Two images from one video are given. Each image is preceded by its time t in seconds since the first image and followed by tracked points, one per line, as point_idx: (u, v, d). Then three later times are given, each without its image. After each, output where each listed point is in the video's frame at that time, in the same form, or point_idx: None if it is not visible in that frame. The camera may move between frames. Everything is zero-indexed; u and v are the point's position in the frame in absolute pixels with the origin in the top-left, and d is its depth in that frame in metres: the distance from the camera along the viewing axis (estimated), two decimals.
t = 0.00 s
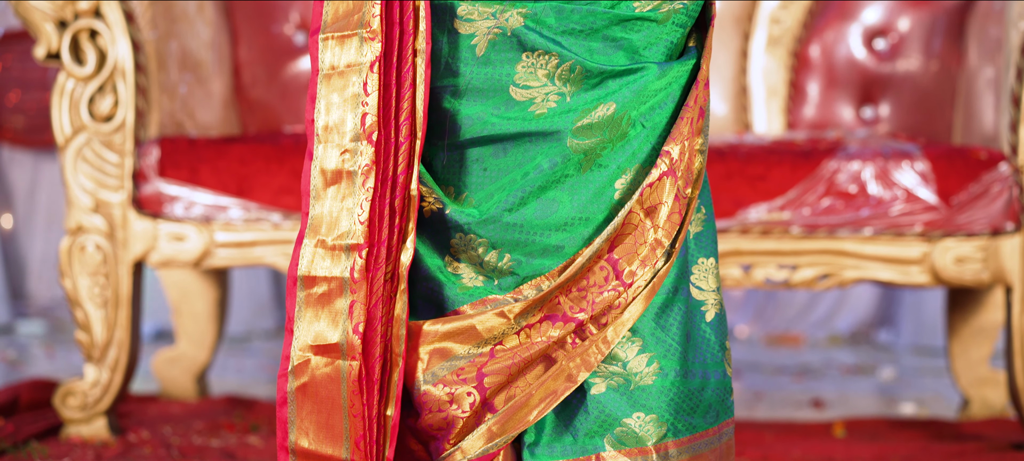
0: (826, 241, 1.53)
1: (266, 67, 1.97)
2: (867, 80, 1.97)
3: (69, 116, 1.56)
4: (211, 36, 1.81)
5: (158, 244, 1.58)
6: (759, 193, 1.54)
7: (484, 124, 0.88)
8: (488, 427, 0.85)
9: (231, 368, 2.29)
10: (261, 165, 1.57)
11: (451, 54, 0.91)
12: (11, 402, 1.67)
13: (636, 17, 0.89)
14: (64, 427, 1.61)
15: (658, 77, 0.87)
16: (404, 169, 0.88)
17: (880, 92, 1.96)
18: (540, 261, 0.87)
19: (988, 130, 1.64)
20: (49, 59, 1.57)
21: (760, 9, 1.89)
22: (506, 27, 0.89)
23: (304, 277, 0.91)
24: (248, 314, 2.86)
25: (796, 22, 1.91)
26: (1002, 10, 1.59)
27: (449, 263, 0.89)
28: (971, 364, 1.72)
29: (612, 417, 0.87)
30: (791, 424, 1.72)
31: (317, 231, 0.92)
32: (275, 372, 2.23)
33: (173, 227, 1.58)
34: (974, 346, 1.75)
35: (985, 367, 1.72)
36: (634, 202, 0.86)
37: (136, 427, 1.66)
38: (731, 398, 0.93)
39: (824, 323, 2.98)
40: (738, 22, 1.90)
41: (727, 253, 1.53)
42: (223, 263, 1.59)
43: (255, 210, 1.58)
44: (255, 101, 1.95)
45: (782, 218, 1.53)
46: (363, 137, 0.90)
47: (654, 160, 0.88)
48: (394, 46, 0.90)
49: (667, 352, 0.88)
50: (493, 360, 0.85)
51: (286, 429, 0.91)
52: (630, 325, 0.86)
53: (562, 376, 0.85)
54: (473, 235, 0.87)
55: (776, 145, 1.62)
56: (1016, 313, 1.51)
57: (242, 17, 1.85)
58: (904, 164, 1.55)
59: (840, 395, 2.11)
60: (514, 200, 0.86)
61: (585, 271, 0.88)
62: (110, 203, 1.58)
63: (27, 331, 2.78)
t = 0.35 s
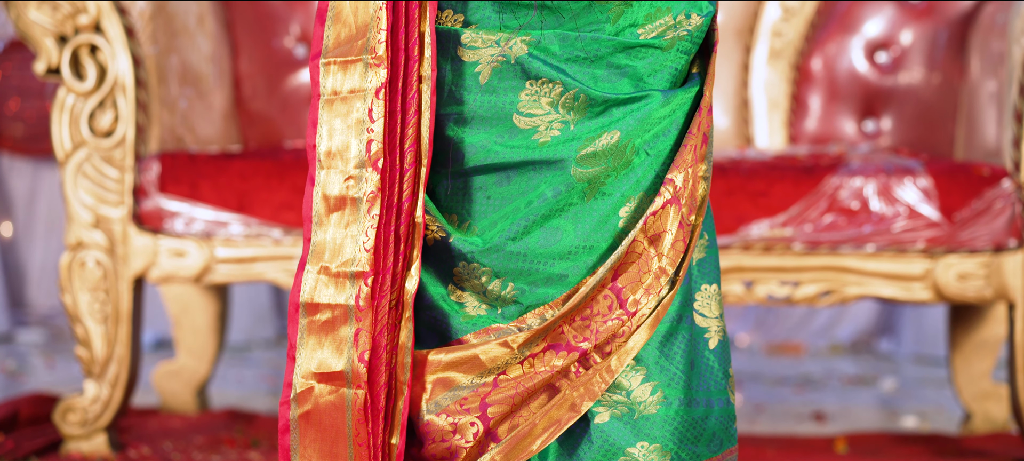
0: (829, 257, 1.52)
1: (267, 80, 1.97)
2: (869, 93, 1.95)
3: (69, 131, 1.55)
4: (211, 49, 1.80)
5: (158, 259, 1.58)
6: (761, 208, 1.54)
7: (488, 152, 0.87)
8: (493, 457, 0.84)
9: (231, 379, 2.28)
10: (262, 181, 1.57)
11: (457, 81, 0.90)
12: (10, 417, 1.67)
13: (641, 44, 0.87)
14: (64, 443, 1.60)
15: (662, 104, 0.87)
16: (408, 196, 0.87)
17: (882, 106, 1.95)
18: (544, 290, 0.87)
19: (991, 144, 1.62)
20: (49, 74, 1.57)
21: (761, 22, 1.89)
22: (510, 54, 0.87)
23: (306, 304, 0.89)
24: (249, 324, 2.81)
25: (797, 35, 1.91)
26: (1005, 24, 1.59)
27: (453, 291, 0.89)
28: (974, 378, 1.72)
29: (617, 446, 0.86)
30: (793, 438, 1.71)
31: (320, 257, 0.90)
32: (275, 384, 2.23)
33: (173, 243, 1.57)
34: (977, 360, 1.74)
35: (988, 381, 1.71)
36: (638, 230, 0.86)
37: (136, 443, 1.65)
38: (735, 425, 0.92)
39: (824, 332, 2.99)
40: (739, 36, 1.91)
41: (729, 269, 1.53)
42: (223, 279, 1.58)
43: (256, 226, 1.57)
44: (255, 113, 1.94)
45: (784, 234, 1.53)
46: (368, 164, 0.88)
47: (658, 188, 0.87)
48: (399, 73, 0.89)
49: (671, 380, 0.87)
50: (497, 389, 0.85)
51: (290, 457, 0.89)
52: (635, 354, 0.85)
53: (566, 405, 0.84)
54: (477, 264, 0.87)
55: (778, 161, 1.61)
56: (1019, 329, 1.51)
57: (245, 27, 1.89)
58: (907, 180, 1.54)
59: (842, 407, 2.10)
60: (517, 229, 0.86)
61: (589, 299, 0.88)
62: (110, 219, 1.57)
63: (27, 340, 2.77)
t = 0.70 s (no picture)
0: (830, 273, 1.52)
1: (267, 93, 1.95)
2: (870, 106, 1.93)
3: (68, 147, 1.55)
4: (211, 62, 1.80)
5: (158, 275, 1.58)
6: (762, 225, 1.54)
7: (489, 180, 0.87)
8: None
9: (231, 390, 2.27)
10: (262, 197, 1.57)
11: (457, 108, 0.89)
12: (10, 432, 1.67)
13: (643, 71, 0.87)
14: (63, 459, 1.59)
15: (663, 131, 0.87)
16: (410, 223, 0.86)
17: (883, 119, 1.92)
18: (545, 319, 0.86)
19: (992, 158, 1.62)
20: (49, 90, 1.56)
21: (761, 35, 1.90)
22: (512, 82, 0.87)
23: (307, 332, 0.89)
24: (249, 331, 2.81)
25: (797, 47, 1.90)
26: (1008, 37, 1.59)
27: (454, 319, 0.88)
28: (976, 391, 1.70)
29: None
30: (794, 452, 1.71)
31: (320, 285, 0.89)
32: (275, 394, 2.22)
33: (173, 259, 1.57)
34: (978, 373, 1.72)
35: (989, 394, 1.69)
36: (639, 258, 0.85)
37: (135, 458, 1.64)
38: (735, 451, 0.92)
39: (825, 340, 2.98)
40: (740, 48, 1.92)
41: (730, 285, 1.53)
42: (223, 295, 1.58)
43: (256, 242, 1.57)
44: (255, 126, 1.93)
45: (784, 250, 1.53)
46: (368, 192, 0.88)
47: (659, 216, 0.87)
48: (400, 100, 0.88)
49: (672, 408, 0.87)
50: (498, 418, 0.84)
51: None
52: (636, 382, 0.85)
53: (567, 434, 0.84)
54: (478, 293, 0.86)
55: (779, 176, 1.61)
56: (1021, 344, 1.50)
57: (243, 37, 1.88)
58: (907, 196, 1.54)
59: (843, 419, 2.09)
60: (519, 258, 0.86)
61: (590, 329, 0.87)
62: (110, 234, 1.57)
63: (27, 349, 2.77)
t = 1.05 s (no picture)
0: (831, 291, 1.51)
1: (267, 107, 1.92)
2: (871, 120, 1.92)
3: (67, 164, 1.55)
4: (210, 78, 1.80)
5: (156, 292, 1.57)
6: (762, 243, 1.53)
7: (487, 211, 0.86)
8: None
9: (230, 403, 2.27)
10: (261, 215, 1.57)
11: (454, 139, 0.87)
12: (8, 447, 1.66)
13: (640, 102, 0.86)
14: None
15: (662, 161, 0.87)
16: (408, 252, 0.85)
17: (883, 133, 1.92)
18: (543, 351, 0.86)
19: (993, 174, 1.64)
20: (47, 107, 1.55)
21: (762, 49, 1.88)
22: (509, 113, 0.85)
23: (303, 361, 0.88)
24: (248, 341, 2.80)
25: (799, 62, 1.89)
26: (1009, 53, 1.63)
27: (452, 351, 0.88)
28: (976, 406, 1.66)
29: None
30: None
31: (317, 314, 0.88)
32: (274, 407, 2.22)
33: (173, 276, 1.56)
34: (979, 388, 1.69)
35: (990, 410, 1.66)
36: (638, 291, 0.85)
37: None
38: None
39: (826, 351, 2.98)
40: (739, 63, 1.89)
41: (731, 303, 1.52)
42: (222, 313, 1.57)
43: (254, 259, 1.57)
44: (254, 140, 1.91)
45: (786, 268, 1.52)
46: (365, 220, 0.86)
47: (658, 246, 0.87)
48: (397, 128, 0.86)
49: (671, 441, 0.85)
50: (496, 452, 0.83)
51: None
52: (635, 413, 0.84)
53: None
54: (476, 325, 0.86)
55: (780, 193, 1.60)
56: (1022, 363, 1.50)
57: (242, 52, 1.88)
58: (908, 214, 1.53)
59: (845, 433, 2.08)
60: (517, 290, 0.85)
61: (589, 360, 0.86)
62: (109, 251, 1.56)
63: (25, 359, 2.76)
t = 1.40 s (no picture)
0: (834, 316, 1.51)
1: (268, 126, 1.91)
2: (873, 141, 1.89)
3: (68, 188, 1.54)
4: (211, 100, 1.79)
5: (157, 317, 1.57)
6: (765, 267, 1.53)
7: (490, 254, 0.85)
8: None
9: (231, 420, 2.26)
10: (262, 238, 1.56)
11: (457, 182, 0.86)
12: None
13: (645, 145, 0.86)
14: None
15: (667, 204, 0.86)
16: (410, 295, 0.83)
17: (886, 155, 1.90)
18: (547, 395, 0.85)
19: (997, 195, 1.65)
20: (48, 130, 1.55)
21: (764, 69, 1.89)
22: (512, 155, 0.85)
23: (304, 402, 0.86)
24: (249, 355, 2.80)
25: (801, 81, 1.89)
26: (1012, 73, 1.65)
27: (454, 394, 0.87)
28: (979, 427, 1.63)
29: None
30: None
31: (318, 356, 0.87)
32: (276, 424, 2.21)
33: (174, 301, 1.56)
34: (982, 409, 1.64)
35: (994, 431, 1.62)
36: (643, 335, 0.84)
37: None
38: None
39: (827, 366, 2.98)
40: (742, 82, 1.89)
41: (732, 328, 1.53)
42: (223, 337, 1.57)
43: (257, 283, 1.56)
44: (256, 160, 1.90)
45: (789, 292, 1.52)
46: (367, 262, 0.85)
47: (663, 290, 0.87)
48: (399, 169, 0.85)
49: None
50: None
51: None
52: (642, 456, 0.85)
53: None
54: (479, 370, 0.85)
55: (783, 217, 1.59)
56: None
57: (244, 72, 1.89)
58: (912, 238, 1.52)
59: (847, 451, 2.07)
60: (520, 335, 0.84)
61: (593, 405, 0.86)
62: (110, 275, 1.56)
63: (26, 373, 2.76)
